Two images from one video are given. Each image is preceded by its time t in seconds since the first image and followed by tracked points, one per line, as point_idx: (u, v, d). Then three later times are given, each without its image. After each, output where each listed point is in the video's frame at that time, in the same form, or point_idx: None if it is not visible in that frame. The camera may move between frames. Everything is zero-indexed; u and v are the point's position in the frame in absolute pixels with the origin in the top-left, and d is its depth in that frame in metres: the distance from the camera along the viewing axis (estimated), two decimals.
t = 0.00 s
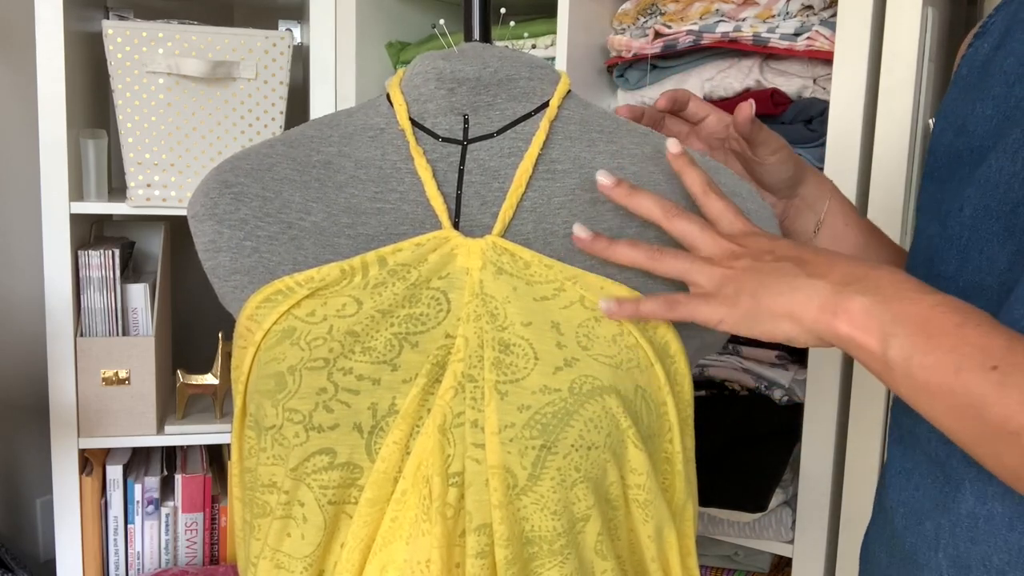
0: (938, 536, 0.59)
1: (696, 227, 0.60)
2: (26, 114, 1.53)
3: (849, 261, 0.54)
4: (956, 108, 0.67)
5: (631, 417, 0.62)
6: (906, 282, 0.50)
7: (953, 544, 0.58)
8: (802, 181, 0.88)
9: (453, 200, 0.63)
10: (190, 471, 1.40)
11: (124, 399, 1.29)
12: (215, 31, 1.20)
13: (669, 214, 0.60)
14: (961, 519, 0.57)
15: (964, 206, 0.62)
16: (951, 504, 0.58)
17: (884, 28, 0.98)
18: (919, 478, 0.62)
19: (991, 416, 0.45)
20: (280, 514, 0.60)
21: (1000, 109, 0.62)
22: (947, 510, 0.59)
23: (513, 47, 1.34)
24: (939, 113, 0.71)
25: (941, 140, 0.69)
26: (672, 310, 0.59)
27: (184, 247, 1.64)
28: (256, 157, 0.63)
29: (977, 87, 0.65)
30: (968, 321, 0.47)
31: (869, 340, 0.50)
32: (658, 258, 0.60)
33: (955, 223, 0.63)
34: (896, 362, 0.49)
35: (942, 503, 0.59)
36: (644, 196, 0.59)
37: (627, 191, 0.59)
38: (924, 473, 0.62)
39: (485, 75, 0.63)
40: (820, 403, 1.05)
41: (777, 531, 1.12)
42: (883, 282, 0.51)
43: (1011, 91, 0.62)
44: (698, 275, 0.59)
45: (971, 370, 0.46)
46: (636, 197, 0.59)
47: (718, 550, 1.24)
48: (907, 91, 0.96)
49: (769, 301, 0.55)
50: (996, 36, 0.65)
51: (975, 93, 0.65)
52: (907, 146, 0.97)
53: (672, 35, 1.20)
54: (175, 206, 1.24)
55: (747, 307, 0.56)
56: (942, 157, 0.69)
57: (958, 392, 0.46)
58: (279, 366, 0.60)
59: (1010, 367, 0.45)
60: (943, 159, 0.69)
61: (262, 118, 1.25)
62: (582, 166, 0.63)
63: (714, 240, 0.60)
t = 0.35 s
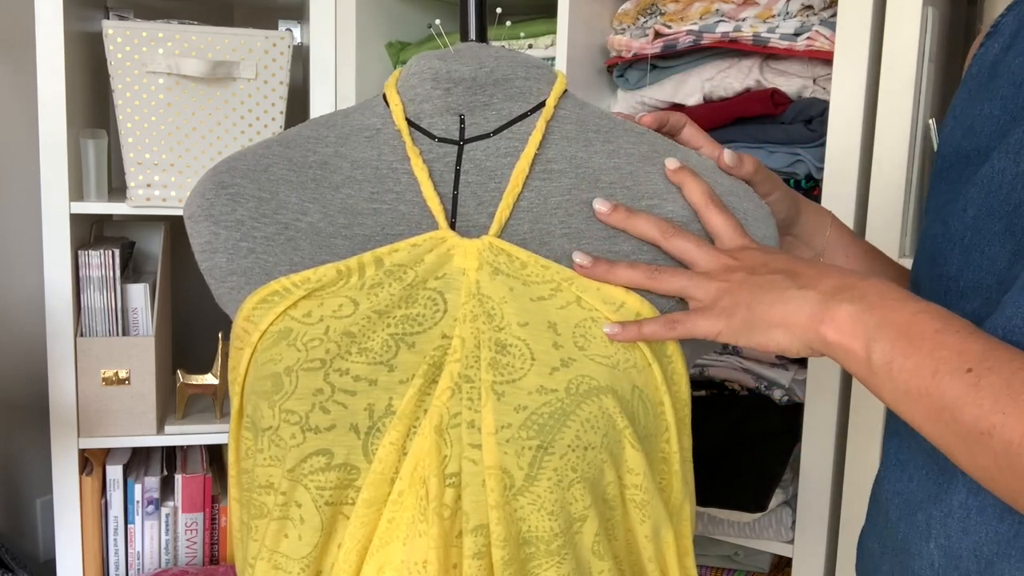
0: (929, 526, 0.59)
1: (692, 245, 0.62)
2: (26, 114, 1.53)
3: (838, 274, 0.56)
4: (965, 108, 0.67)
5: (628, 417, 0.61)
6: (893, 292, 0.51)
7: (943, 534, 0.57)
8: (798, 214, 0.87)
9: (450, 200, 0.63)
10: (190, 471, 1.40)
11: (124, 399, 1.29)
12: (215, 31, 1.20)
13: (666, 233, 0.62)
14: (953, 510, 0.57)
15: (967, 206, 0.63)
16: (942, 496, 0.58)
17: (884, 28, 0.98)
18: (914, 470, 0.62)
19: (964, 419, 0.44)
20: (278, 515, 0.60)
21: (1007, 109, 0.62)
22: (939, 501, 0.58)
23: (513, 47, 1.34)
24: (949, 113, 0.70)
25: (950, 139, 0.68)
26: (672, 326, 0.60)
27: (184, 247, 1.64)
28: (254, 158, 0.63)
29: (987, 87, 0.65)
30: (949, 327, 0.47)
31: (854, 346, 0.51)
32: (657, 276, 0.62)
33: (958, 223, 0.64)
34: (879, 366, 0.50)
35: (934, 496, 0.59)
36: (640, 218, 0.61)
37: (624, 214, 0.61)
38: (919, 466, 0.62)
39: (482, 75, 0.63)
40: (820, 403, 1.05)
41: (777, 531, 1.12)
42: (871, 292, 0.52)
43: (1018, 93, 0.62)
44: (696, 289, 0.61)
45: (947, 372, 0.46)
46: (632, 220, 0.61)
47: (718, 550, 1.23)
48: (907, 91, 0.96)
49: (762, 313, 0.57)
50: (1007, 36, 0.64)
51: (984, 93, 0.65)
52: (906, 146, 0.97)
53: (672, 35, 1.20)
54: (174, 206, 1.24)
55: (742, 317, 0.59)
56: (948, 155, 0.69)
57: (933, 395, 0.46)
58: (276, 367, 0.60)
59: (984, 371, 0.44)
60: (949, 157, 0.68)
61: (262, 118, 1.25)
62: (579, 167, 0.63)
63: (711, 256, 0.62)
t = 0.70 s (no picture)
0: (922, 524, 0.59)
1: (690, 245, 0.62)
2: (26, 113, 1.53)
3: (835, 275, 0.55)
4: (965, 107, 0.67)
5: (628, 416, 0.61)
6: (889, 294, 0.51)
7: (936, 532, 0.57)
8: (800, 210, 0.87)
9: (450, 199, 0.63)
10: (190, 471, 1.40)
11: (124, 399, 1.29)
12: (215, 31, 1.20)
13: (664, 232, 0.62)
14: (945, 508, 0.57)
15: (965, 206, 0.63)
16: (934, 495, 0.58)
17: (884, 28, 0.98)
18: (907, 469, 0.62)
19: (960, 423, 0.44)
20: (278, 514, 0.60)
21: (1007, 109, 0.62)
22: (932, 500, 0.58)
23: (513, 47, 1.34)
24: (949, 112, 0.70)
25: (949, 139, 0.69)
26: (669, 326, 0.60)
27: (184, 246, 1.64)
28: (254, 158, 0.63)
29: (987, 87, 0.65)
30: (947, 331, 0.47)
31: (850, 347, 0.51)
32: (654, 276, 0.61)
33: (955, 223, 0.64)
34: (875, 367, 0.49)
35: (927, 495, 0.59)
36: (639, 219, 0.61)
37: (621, 214, 0.61)
38: (912, 465, 0.62)
39: (482, 75, 0.63)
40: (819, 404, 1.05)
41: (777, 531, 1.12)
42: (867, 294, 0.52)
43: (1018, 92, 0.61)
44: (693, 289, 0.61)
45: (944, 376, 0.45)
46: (630, 219, 0.61)
47: (718, 550, 1.23)
48: (906, 91, 0.96)
49: (759, 313, 0.57)
50: (1007, 36, 0.64)
51: (984, 92, 0.65)
52: (906, 146, 0.97)
53: (672, 35, 1.20)
54: (174, 206, 1.24)
55: (739, 317, 0.59)
56: (948, 155, 0.69)
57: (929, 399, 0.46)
58: (277, 366, 0.60)
59: (981, 376, 0.44)
60: (949, 157, 0.68)
61: (262, 118, 1.25)
62: (580, 167, 0.63)
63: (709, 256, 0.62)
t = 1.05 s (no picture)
0: (923, 526, 0.59)
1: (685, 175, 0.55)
2: (25, 113, 1.53)
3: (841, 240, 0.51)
4: (958, 110, 0.66)
5: (632, 417, 0.61)
6: (896, 269, 0.47)
7: (936, 534, 0.58)
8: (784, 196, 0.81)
9: (454, 200, 0.63)
10: (190, 471, 1.40)
11: (124, 399, 1.29)
12: (215, 31, 1.20)
13: (659, 159, 0.54)
14: (945, 511, 0.57)
15: (962, 208, 0.63)
16: (936, 497, 0.59)
17: (884, 28, 0.98)
18: (910, 473, 0.63)
19: (978, 412, 0.40)
20: (281, 514, 0.60)
21: (1000, 110, 0.62)
22: (933, 501, 0.59)
23: (513, 46, 1.34)
24: (943, 115, 0.69)
25: (944, 141, 0.68)
26: (656, 265, 0.56)
27: (184, 247, 1.64)
28: (257, 158, 0.63)
29: (978, 92, 0.65)
30: (960, 312, 0.43)
31: (853, 328, 0.47)
32: (646, 209, 0.55)
33: (953, 224, 0.64)
34: (881, 351, 0.45)
35: (928, 497, 0.59)
36: (634, 134, 0.55)
37: (617, 125, 0.55)
38: (915, 468, 0.62)
39: (487, 75, 0.64)
40: (819, 404, 1.05)
41: (777, 531, 1.12)
42: (870, 270, 0.47)
43: (1011, 94, 0.61)
44: (685, 233, 0.55)
45: (962, 362, 0.41)
46: (624, 134, 0.55)
47: (718, 550, 1.23)
48: (906, 92, 0.96)
49: (750, 276, 0.53)
50: (1000, 38, 0.64)
51: (976, 96, 0.65)
52: (906, 146, 0.97)
53: (672, 35, 1.20)
54: (175, 206, 1.24)
55: (733, 274, 0.54)
56: (942, 157, 0.68)
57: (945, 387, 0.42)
58: (280, 366, 0.60)
59: (1002, 361, 0.40)
60: (944, 160, 0.68)
61: (262, 118, 1.25)
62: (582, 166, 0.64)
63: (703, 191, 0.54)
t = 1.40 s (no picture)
0: (927, 530, 0.60)
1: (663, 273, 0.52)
2: (25, 113, 1.53)
3: (820, 293, 0.47)
4: (952, 113, 0.67)
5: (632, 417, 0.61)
6: (877, 319, 0.44)
7: (941, 538, 0.58)
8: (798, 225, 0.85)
9: (454, 200, 0.63)
10: (190, 471, 1.40)
11: (124, 399, 1.29)
12: (215, 31, 1.20)
13: (637, 255, 0.52)
14: (952, 515, 0.57)
15: (959, 213, 0.63)
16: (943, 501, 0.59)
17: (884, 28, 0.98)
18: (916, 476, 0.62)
19: (971, 452, 0.41)
20: (280, 514, 0.60)
21: (996, 112, 0.63)
22: (939, 504, 0.59)
23: (514, 47, 1.34)
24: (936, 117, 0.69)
25: (938, 143, 0.68)
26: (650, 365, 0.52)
27: (184, 247, 1.64)
28: (257, 158, 0.63)
29: (972, 95, 0.65)
30: (946, 353, 0.42)
31: (847, 385, 0.44)
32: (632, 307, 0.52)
33: (951, 228, 0.64)
34: (873, 404, 0.43)
35: (936, 499, 0.60)
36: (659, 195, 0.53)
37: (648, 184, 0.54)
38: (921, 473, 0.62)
39: (486, 75, 0.64)
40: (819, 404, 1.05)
41: (777, 530, 1.12)
42: (854, 321, 0.44)
43: (1008, 95, 0.62)
44: (673, 317, 0.51)
45: (952, 408, 0.41)
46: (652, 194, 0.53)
47: (717, 550, 1.23)
48: (907, 91, 0.96)
49: (741, 347, 0.48)
50: (993, 39, 0.64)
51: (970, 99, 0.65)
52: (906, 146, 0.97)
53: (672, 35, 1.20)
54: (174, 206, 1.24)
55: (725, 347, 0.49)
56: (936, 160, 0.68)
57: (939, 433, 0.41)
58: (280, 366, 0.60)
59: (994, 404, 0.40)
60: (938, 162, 0.68)
61: (262, 118, 1.25)
62: (583, 167, 0.63)
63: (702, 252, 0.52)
